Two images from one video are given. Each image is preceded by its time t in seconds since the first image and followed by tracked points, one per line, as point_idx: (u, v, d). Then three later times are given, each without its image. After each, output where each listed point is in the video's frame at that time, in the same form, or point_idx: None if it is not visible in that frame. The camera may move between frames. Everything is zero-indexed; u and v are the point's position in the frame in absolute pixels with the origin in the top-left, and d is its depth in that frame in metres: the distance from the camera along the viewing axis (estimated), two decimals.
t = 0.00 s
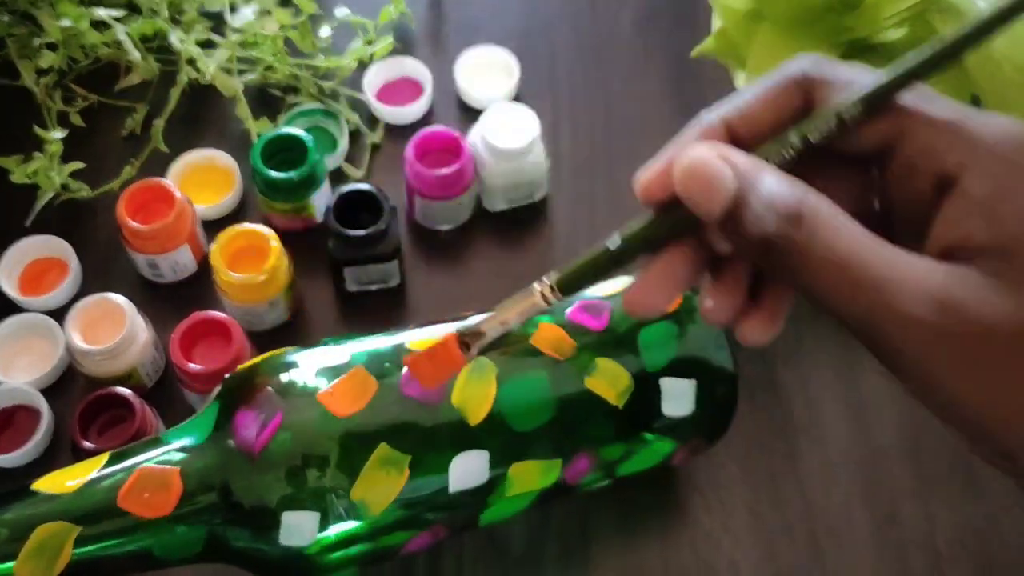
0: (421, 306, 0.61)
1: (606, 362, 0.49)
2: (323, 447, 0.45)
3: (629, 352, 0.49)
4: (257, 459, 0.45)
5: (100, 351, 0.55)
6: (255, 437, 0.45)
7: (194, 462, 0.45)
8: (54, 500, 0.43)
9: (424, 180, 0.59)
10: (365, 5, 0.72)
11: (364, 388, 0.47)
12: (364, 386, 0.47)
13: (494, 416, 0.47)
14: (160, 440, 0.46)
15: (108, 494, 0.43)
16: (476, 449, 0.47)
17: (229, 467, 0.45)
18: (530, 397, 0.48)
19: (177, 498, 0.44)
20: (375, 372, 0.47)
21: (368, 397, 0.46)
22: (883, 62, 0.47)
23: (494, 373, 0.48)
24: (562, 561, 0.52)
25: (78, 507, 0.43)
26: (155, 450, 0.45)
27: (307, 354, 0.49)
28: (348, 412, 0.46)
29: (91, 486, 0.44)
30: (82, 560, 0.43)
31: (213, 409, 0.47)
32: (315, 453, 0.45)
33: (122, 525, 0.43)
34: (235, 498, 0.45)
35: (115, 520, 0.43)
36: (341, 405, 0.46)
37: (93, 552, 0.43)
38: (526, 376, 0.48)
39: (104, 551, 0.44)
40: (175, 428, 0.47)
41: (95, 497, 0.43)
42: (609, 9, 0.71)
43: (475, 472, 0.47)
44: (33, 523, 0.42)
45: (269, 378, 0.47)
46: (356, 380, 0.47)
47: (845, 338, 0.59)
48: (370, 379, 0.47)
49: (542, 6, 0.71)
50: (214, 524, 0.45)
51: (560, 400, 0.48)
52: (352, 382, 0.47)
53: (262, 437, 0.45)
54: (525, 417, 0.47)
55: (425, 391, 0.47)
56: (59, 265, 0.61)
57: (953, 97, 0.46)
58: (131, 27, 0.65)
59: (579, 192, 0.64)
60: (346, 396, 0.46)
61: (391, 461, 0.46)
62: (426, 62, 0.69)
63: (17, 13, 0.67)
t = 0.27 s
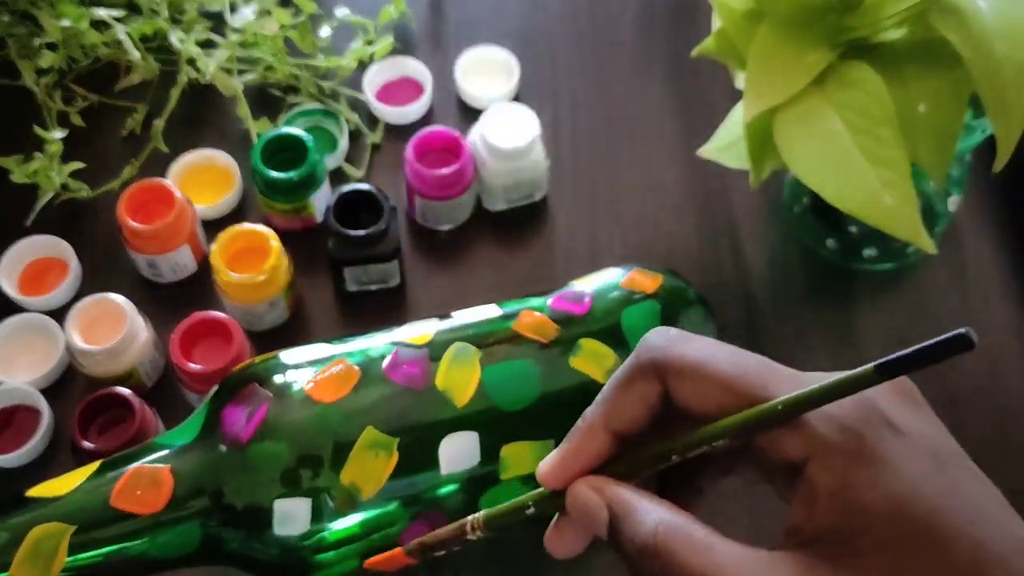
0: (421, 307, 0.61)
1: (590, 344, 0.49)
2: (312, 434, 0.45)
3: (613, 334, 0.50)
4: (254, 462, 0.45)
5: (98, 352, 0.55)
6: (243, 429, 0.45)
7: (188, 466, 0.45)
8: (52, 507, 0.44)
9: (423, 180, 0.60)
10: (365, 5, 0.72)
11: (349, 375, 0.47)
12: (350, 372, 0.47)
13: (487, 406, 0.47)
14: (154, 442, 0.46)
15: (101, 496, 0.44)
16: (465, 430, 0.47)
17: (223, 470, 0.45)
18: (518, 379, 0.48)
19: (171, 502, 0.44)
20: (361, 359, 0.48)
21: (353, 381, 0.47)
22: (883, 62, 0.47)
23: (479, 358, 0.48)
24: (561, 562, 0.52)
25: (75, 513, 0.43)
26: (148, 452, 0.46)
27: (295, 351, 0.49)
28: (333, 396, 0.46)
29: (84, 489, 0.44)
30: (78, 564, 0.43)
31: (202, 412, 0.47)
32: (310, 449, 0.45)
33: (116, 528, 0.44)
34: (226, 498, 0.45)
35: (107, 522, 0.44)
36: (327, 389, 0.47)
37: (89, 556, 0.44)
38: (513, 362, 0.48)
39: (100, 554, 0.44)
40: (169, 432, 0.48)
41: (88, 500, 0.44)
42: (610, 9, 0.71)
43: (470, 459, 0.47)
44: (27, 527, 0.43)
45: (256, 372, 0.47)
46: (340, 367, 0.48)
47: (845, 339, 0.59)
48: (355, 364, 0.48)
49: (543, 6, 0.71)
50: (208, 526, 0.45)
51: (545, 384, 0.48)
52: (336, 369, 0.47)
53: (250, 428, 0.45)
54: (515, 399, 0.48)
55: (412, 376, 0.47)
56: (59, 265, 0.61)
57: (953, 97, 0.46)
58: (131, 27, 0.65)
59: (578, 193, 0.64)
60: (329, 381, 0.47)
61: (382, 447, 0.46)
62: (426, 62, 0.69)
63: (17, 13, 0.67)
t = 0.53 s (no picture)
0: (421, 307, 0.60)
1: (593, 354, 0.49)
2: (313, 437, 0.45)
3: (618, 345, 0.50)
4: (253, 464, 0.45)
5: (100, 351, 0.55)
6: (245, 439, 0.45)
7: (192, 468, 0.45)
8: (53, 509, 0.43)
9: (423, 179, 0.60)
10: (365, 6, 0.72)
11: (353, 384, 0.47)
12: (354, 381, 0.47)
13: (489, 412, 0.47)
14: (152, 449, 0.46)
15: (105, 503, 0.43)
16: (468, 443, 0.47)
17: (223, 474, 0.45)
18: (523, 391, 0.48)
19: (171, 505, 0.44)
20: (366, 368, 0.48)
21: (357, 390, 0.47)
22: (883, 62, 0.47)
23: (483, 370, 0.48)
24: (561, 562, 0.52)
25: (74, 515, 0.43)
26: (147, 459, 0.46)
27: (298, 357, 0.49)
28: (336, 406, 0.46)
29: (82, 497, 0.44)
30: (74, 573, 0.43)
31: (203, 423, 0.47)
32: (311, 455, 0.45)
33: (113, 535, 0.43)
34: (226, 506, 0.45)
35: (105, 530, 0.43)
36: (331, 400, 0.46)
37: (84, 565, 0.43)
38: (517, 370, 0.48)
39: (95, 563, 0.43)
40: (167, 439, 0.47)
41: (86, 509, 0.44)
42: (610, 9, 0.71)
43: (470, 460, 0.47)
44: (27, 530, 0.43)
45: (258, 379, 0.47)
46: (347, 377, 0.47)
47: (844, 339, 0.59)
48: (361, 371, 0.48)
49: (543, 6, 0.71)
50: (208, 531, 0.45)
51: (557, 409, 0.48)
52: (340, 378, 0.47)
53: (251, 438, 0.45)
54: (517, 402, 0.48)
55: (415, 388, 0.47)
56: (59, 265, 0.61)
57: (953, 97, 0.46)
58: (131, 27, 0.65)
59: (578, 193, 0.64)
60: (335, 391, 0.47)
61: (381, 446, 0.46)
62: (426, 62, 0.69)
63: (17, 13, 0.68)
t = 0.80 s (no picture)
0: (421, 307, 0.60)
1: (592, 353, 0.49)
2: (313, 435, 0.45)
3: (617, 345, 0.50)
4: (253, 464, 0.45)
5: (101, 351, 0.55)
6: (245, 439, 0.45)
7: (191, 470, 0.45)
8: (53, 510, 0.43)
9: (422, 179, 0.60)
10: (364, 6, 0.72)
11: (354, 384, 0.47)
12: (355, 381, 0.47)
13: (488, 413, 0.47)
14: (150, 451, 0.46)
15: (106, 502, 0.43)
16: (467, 443, 0.47)
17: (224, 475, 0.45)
18: (521, 391, 0.48)
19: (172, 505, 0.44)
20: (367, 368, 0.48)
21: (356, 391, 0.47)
22: (883, 62, 0.47)
23: (482, 370, 0.48)
24: (561, 561, 0.52)
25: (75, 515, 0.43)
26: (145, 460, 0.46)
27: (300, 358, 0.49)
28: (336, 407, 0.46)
29: (80, 499, 0.44)
30: None
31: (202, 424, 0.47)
32: (311, 456, 0.45)
33: (110, 538, 0.43)
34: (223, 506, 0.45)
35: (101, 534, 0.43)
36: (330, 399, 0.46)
37: (81, 568, 0.43)
38: (516, 371, 0.48)
39: (92, 566, 0.43)
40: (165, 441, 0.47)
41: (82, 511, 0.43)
42: (610, 9, 0.71)
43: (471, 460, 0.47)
44: (28, 530, 0.43)
45: (257, 379, 0.47)
46: (347, 377, 0.47)
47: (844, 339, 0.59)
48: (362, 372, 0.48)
49: (543, 6, 0.71)
50: (208, 532, 0.45)
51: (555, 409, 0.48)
52: (341, 378, 0.47)
53: (251, 438, 0.45)
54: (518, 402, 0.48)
55: (413, 388, 0.47)
56: (59, 265, 0.61)
57: (953, 97, 0.46)
58: (131, 27, 0.65)
59: (578, 193, 0.64)
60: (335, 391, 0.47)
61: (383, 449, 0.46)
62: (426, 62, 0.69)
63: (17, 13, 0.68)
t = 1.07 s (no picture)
0: (421, 307, 0.60)
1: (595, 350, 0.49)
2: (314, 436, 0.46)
3: (617, 344, 0.50)
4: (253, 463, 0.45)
5: (101, 351, 0.55)
6: (245, 438, 0.45)
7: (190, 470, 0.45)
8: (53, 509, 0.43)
9: (422, 179, 0.60)
10: (365, 6, 0.72)
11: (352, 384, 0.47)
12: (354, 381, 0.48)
13: (488, 412, 0.47)
14: (154, 450, 0.46)
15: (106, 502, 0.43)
16: (467, 442, 0.47)
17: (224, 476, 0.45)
18: (522, 389, 0.48)
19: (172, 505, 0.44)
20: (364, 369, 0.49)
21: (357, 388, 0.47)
22: (883, 62, 0.47)
23: (482, 369, 0.48)
24: (562, 561, 0.52)
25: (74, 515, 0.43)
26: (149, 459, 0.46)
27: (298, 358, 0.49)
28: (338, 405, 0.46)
29: (80, 498, 0.44)
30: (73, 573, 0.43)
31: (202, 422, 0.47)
32: (311, 455, 0.45)
33: (110, 538, 0.43)
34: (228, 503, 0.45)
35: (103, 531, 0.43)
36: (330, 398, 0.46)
37: (80, 568, 0.43)
38: (516, 370, 0.48)
39: (91, 566, 0.43)
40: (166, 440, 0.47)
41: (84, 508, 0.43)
42: (610, 9, 0.71)
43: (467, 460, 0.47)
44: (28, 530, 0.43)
45: (257, 379, 0.47)
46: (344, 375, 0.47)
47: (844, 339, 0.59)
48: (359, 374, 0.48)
49: (543, 6, 0.71)
50: (209, 532, 0.45)
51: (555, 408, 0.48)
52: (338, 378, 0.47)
53: (251, 438, 0.45)
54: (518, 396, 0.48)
55: (414, 387, 0.47)
56: (59, 265, 0.61)
57: (953, 96, 0.46)
58: (131, 27, 0.65)
59: (578, 193, 0.64)
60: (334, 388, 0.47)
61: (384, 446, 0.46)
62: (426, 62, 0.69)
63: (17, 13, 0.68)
